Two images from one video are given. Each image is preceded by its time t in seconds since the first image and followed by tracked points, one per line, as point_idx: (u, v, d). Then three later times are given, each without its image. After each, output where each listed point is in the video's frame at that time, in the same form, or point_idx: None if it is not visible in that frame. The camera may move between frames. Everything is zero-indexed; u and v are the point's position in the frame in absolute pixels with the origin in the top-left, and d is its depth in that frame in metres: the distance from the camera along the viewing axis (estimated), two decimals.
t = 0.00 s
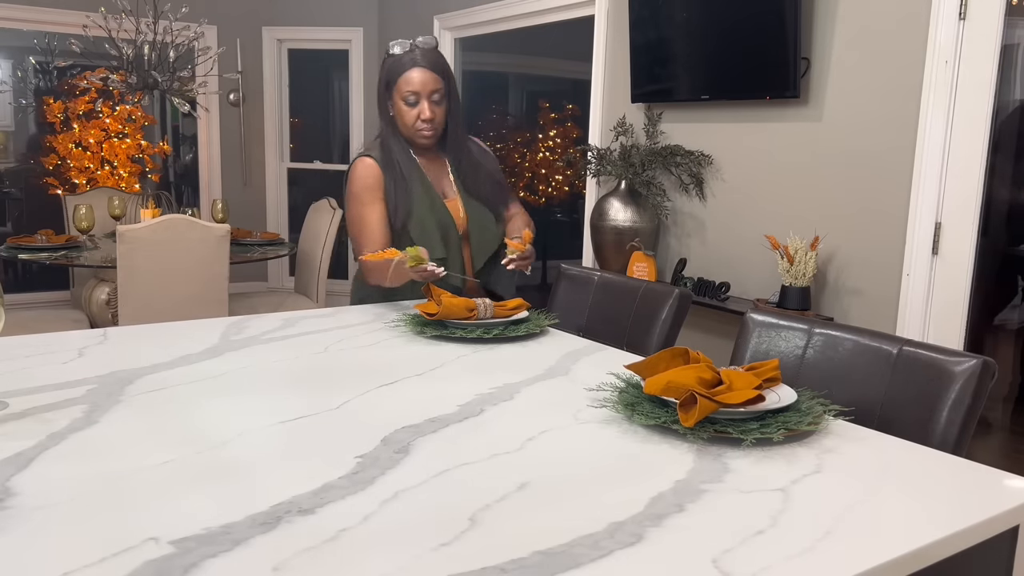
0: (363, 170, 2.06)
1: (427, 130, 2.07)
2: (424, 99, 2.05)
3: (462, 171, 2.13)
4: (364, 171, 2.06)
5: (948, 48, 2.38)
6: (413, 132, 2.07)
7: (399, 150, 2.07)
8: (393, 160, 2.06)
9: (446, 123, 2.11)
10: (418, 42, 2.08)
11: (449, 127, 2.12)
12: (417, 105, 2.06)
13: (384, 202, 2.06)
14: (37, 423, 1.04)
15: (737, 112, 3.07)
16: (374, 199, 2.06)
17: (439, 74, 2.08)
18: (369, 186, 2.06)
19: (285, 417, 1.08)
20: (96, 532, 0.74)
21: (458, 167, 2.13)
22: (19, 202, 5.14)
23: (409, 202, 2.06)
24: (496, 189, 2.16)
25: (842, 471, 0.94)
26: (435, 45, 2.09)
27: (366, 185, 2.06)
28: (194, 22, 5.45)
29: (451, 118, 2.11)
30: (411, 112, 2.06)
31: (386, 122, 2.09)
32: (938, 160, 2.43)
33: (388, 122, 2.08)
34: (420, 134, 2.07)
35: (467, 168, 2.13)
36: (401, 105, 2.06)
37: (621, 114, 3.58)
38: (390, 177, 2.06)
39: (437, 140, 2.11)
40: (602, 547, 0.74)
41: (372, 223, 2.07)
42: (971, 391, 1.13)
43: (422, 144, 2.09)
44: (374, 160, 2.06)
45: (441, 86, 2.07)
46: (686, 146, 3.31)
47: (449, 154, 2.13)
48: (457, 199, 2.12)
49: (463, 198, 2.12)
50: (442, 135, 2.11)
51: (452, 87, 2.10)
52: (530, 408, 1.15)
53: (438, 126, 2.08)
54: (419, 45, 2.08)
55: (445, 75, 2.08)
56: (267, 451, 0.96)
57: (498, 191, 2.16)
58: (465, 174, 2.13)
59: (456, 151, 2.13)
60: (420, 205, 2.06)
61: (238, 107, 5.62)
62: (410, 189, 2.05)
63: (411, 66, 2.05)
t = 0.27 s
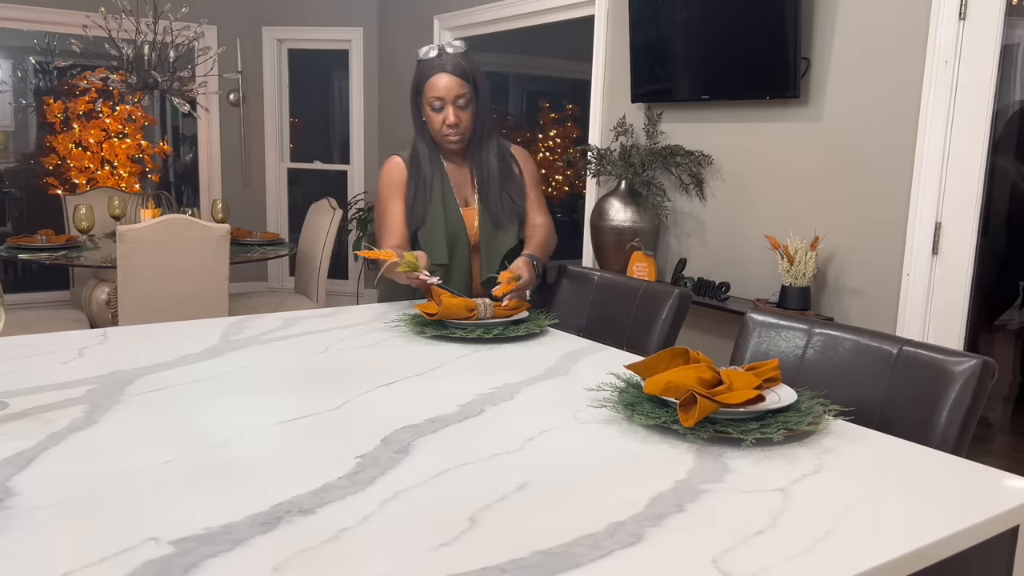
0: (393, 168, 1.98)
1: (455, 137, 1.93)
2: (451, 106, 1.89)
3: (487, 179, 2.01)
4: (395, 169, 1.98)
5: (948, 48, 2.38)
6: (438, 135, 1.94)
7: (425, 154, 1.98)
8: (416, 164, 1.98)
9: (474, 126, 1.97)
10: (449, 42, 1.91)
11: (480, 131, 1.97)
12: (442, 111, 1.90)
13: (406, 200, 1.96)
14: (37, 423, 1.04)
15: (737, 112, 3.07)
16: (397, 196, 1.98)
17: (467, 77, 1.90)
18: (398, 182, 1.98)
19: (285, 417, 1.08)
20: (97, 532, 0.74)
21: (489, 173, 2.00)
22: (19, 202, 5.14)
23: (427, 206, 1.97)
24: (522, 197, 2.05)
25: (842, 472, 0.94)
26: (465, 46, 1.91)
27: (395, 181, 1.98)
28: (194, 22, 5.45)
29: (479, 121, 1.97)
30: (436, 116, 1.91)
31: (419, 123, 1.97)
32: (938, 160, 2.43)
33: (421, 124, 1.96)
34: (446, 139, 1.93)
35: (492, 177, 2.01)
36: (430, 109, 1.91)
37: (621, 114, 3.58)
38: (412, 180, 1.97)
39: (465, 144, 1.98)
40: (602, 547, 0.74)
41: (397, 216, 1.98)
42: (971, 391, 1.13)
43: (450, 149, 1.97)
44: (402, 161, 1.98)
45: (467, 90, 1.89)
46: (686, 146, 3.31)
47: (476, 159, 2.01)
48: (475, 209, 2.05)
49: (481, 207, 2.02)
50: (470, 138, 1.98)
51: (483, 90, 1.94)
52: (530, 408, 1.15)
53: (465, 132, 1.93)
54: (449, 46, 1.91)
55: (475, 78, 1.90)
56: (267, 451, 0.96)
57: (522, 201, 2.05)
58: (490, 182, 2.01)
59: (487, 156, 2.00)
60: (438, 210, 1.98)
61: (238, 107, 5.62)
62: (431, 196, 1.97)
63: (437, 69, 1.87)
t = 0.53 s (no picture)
0: (420, 159, 2.08)
1: (480, 132, 1.99)
2: (477, 102, 1.95)
3: (511, 177, 2.06)
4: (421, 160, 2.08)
5: (948, 48, 2.38)
6: (467, 131, 2.02)
7: (453, 149, 2.06)
8: (443, 158, 2.07)
9: (503, 123, 2.03)
10: (484, 41, 1.98)
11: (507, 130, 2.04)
12: (469, 107, 1.97)
13: (428, 192, 2.05)
14: (37, 423, 1.04)
15: (737, 112, 3.07)
16: (421, 186, 2.07)
17: (497, 76, 1.96)
18: (423, 174, 2.07)
19: (285, 417, 1.08)
20: (96, 532, 0.74)
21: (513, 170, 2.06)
22: (18, 202, 5.14)
23: (446, 201, 2.04)
24: (546, 198, 2.07)
25: (842, 472, 0.94)
26: (500, 45, 1.98)
27: (420, 173, 2.08)
28: (194, 22, 5.44)
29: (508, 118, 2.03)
30: (464, 112, 1.99)
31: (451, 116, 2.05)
32: (938, 160, 2.43)
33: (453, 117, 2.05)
34: (473, 136, 2.01)
35: (516, 174, 2.05)
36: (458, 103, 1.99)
37: (621, 114, 3.58)
38: (436, 174, 2.06)
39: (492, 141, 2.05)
40: (602, 547, 0.74)
41: (416, 208, 2.06)
42: (971, 391, 1.13)
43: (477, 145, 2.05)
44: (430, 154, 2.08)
45: (495, 87, 1.95)
46: (686, 146, 3.31)
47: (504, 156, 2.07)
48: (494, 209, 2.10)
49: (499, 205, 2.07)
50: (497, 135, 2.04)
51: (512, 89, 1.99)
52: (529, 408, 1.15)
53: (491, 129, 2.00)
54: (484, 44, 1.98)
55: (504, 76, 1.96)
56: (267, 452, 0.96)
57: (545, 203, 2.07)
58: (513, 181, 2.05)
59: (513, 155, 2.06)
60: (456, 206, 2.04)
61: (238, 107, 5.62)
62: (452, 190, 2.04)
63: (467, 66, 1.94)
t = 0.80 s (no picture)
0: (424, 158, 2.09)
1: (484, 132, 1.99)
2: (481, 102, 1.95)
3: (515, 178, 2.06)
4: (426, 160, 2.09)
5: (948, 48, 2.38)
6: (470, 132, 2.01)
7: (457, 150, 2.06)
8: (446, 158, 2.07)
9: (507, 123, 2.03)
10: (487, 40, 1.98)
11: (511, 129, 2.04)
12: (472, 107, 1.96)
13: (431, 192, 2.06)
14: (37, 423, 1.04)
15: (737, 112, 3.07)
16: (424, 186, 2.08)
17: (500, 75, 1.96)
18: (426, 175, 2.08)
19: (285, 417, 1.08)
20: (95, 532, 0.74)
21: (517, 170, 2.05)
22: (18, 202, 5.14)
23: (449, 202, 2.05)
24: (551, 198, 2.06)
25: (842, 472, 0.94)
26: (503, 45, 1.97)
27: (424, 172, 2.08)
28: (194, 22, 5.44)
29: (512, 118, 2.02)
30: (467, 112, 1.98)
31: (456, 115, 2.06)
32: (938, 160, 2.43)
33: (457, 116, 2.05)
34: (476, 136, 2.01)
35: (520, 175, 2.05)
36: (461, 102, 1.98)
37: (621, 114, 3.58)
38: (439, 174, 2.07)
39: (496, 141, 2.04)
40: (602, 547, 0.74)
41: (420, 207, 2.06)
42: (971, 391, 1.13)
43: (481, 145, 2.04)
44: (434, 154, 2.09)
45: (497, 87, 1.95)
46: (686, 146, 3.31)
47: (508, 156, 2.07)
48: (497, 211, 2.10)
49: (502, 206, 2.06)
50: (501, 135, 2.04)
51: (515, 88, 1.99)
52: (529, 408, 1.15)
53: (495, 129, 2.00)
54: (487, 44, 1.98)
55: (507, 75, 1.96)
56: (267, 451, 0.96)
57: (550, 204, 2.06)
58: (517, 182, 2.05)
59: (518, 155, 2.05)
60: (458, 207, 2.04)
61: (238, 107, 5.62)
62: (454, 190, 2.05)
63: (470, 66, 1.94)
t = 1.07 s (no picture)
0: (419, 160, 2.07)
1: (478, 133, 1.99)
2: (474, 102, 1.94)
3: (510, 178, 2.06)
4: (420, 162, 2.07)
5: (948, 48, 2.38)
6: (464, 133, 2.01)
7: (452, 151, 2.06)
8: (441, 160, 2.07)
9: (501, 123, 2.02)
10: (478, 41, 1.97)
11: (505, 130, 2.03)
12: (465, 109, 1.96)
13: (427, 194, 2.05)
14: (37, 423, 1.04)
15: (737, 112, 3.07)
16: (420, 188, 2.07)
17: (492, 75, 1.95)
18: (422, 176, 2.07)
19: (285, 417, 1.08)
20: (96, 532, 0.74)
21: (510, 171, 2.05)
22: (18, 202, 5.14)
23: (445, 204, 2.04)
24: (547, 198, 2.07)
25: (842, 472, 0.94)
26: (495, 44, 1.97)
27: (420, 175, 2.07)
28: (194, 22, 5.44)
29: (506, 118, 2.01)
30: (460, 114, 1.98)
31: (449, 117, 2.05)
32: (938, 160, 2.43)
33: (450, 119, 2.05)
34: (470, 137, 2.00)
35: (515, 175, 2.05)
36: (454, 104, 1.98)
37: (621, 114, 3.58)
38: (435, 176, 2.06)
39: (491, 142, 2.04)
40: (602, 547, 0.74)
41: (415, 210, 2.06)
42: (971, 391, 1.13)
43: (476, 146, 2.04)
44: (429, 156, 2.08)
45: (490, 88, 1.94)
46: (685, 146, 3.31)
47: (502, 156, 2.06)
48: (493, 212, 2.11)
49: (499, 207, 2.07)
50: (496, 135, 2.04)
51: (508, 88, 1.98)
52: (529, 408, 1.15)
53: (489, 130, 1.99)
54: (479, 44, 1.97)
55: (499, 76, 1.95)
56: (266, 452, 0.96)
57: (546, 203, 2.07)
58: (512, 182, 2.05)
59: (512, 155, 2.05)
60: (455, 209, 2.04)
61: (238, 107, 5.62)
62: (451, 192, 2.04)
63: (462, 67, 1.93)
